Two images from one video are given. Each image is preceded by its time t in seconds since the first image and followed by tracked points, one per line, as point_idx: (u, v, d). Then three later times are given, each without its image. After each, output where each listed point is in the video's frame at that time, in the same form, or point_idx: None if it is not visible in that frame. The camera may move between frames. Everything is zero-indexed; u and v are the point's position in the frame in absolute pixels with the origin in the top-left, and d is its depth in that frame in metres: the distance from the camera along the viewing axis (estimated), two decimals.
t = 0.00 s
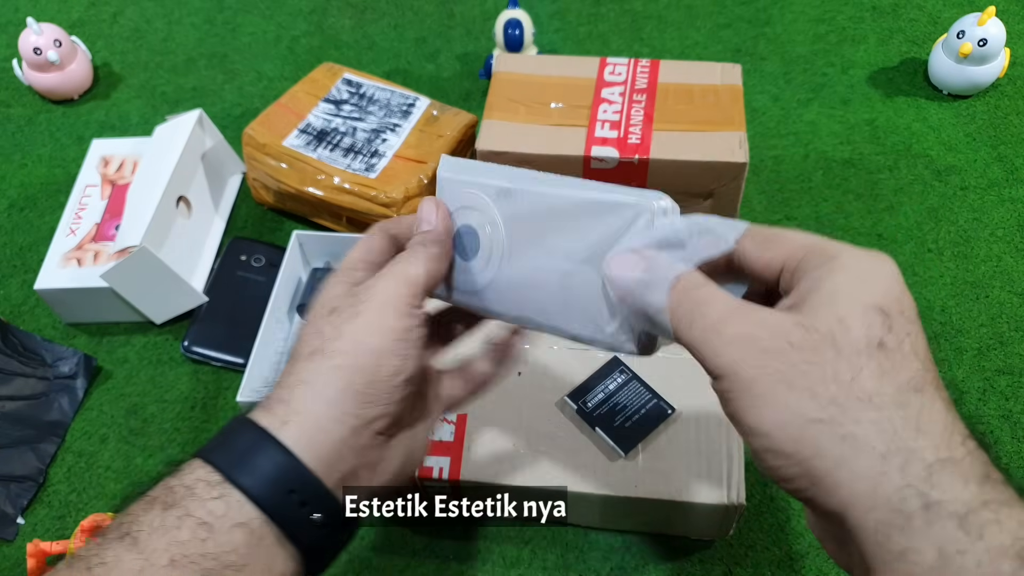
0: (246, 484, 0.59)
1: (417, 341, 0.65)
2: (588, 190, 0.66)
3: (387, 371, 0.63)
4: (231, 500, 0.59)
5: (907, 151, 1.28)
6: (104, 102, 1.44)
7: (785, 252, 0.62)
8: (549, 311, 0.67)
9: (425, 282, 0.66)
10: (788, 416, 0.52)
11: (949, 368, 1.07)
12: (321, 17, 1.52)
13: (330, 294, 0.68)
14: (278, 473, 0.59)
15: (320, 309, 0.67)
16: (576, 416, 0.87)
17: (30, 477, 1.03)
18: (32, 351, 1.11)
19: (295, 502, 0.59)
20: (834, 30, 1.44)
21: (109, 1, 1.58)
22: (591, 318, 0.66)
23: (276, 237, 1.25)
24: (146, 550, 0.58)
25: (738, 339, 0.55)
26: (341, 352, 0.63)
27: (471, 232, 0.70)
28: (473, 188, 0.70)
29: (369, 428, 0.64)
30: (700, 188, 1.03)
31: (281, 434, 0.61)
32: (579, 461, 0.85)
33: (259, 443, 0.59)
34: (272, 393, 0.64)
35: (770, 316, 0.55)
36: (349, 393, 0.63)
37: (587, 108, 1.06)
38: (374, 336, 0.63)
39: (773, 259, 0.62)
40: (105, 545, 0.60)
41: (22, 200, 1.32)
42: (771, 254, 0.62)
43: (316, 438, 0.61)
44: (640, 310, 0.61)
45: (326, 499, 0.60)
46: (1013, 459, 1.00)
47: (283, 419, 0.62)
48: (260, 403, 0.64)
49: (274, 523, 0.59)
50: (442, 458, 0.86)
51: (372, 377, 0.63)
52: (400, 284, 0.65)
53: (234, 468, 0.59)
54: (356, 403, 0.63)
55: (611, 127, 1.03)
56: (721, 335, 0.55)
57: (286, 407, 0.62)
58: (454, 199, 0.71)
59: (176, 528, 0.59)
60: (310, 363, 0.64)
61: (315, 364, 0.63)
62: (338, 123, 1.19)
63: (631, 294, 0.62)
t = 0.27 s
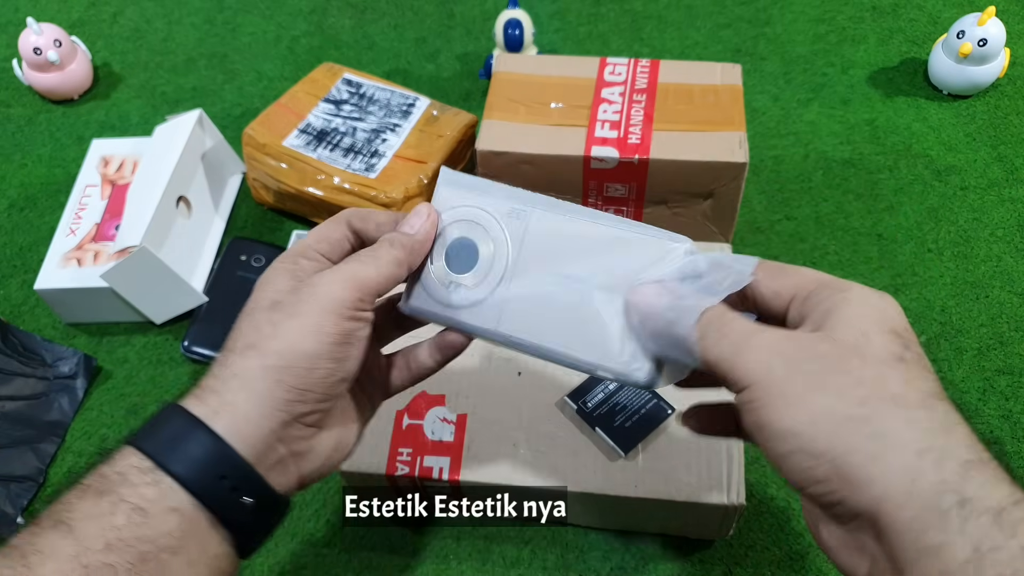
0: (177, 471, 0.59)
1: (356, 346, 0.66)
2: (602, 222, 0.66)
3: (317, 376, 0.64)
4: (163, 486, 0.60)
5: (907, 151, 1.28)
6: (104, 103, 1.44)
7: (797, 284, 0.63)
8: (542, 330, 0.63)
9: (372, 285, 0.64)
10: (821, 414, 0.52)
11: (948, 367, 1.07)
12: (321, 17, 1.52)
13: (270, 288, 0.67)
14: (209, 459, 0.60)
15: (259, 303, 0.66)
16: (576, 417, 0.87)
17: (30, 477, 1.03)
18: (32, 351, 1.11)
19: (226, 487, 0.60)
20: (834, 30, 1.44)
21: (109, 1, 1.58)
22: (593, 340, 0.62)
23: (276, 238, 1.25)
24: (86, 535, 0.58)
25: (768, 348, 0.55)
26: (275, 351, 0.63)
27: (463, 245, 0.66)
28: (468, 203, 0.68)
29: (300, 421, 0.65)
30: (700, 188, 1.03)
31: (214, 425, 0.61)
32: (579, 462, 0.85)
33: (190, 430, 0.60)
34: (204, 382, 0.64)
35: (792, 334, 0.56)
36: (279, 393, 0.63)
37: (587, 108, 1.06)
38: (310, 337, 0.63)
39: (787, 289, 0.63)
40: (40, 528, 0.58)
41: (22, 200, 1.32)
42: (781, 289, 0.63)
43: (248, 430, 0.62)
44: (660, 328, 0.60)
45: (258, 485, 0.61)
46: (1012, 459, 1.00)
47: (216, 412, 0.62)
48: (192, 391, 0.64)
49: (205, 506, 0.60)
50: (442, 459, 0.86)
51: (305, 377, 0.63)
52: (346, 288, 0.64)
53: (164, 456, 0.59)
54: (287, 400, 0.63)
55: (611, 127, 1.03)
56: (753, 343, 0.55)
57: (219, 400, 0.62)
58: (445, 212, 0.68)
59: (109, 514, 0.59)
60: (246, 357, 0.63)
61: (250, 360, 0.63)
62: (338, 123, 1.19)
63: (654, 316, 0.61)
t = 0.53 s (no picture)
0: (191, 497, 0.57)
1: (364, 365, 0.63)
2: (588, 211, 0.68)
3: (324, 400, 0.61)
4: (176, 512, 0.57)
5: (907, 151, 1.28)
6: (104, 103, 1.44)
7: (779, 253, 0.60)
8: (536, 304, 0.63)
9: (375, 312, 0.64)
10: (792, 360, 0.52)
11: (948, 368, 1.07)
12: (321, 17, 1.52)
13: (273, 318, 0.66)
14: (226, 487, 0.57)
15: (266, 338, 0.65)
16: (576, 417, 0.87)
17: (30, 477, 1.03)
18: (32, 351, 1.11)
19: (237, 515, 0.57)
20: (834, 30, 1.44)
21: (109, 1, 1.58)
22: (583, 301, 0.63)
23: (276, 237, 1.25)
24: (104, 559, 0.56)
25: (744, 296, 0.55)
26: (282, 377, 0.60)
27: (460, 247, 0.68)
28: (465, 214, 0.71)
29: (315, 451, 0.62)
30: (700, 188, 1.03)
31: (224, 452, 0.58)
32: (579, 462, 0.85)
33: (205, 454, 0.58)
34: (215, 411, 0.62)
35: (764, 285, 0.56)
36: (290, 420, 0.60)
37: (587, 108, 1.06)
38: (315, 360, 0.61)
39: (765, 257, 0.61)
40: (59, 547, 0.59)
41: (22, 200, 1.32)
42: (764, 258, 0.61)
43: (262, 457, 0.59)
44: (645, 283, 0.62)
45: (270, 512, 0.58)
46: (1012, 459, 1.00)
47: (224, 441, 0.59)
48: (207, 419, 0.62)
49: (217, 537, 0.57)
50: (442, 459, 0.86)
51: (312, 401, 0.60)
52: (348, 312, 0.63)
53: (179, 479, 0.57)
54: (297, 430, 0.60)
55: (611, 127, 1.03)
56: (730, 289, 0.55)
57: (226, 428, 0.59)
58: (443, 226, 0.71)
59: (123, 539, 0.57)
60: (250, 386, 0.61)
61: (256, 388, 0.60)
62: (338, 123, 1.19)
63: (633, 264, 0.63)
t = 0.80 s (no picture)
0: (222, 510, 0.60)
1: (379, 377, 0.66)
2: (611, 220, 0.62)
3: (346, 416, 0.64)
4: (209, 524, 0.60)
5: (907, 151, 1.28)
6: (104, 102, 1.44)
7: (764, 261, 0.65)
8: (530, 309, 0.60)
9: (385, 327, 0.65)
10: (784, 375, 0.54)
11: (948, 368, 1.07)
12: (321, 17, 1.52)
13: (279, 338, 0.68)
14: (256, 499, 0.60)
15: (275, 355, 0.67)
16: (576, 417, 0.87)
17: (30, 477, 1.03)
18: (32, 351, 1.11)
19: (268, 526, 0.60)
20: (834, 30, 1.44)
21: (109, 1, 1.58)
22: (581, 313, 0.59)
23: (276, 237, 1.25)
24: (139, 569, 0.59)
25: (734, 314, 0.57)
26: (304, 396, 0.63)
27: (468, 225, 0.65)
28: (481, 189, 0.66)
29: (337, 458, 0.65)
30: (700, 188, 1.03)
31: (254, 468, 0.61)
32: (579, 462, 0.85)
33: (234, 468, 0.61)
34: (240, 430, 0.65)
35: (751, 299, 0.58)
36: (313, 436, 0.63)
37: (587, 108, 1.06)
38: (333, 376, 0.63)
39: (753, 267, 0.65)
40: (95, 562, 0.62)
41: (22, 200, 1.32)
42: (749, 270, 0.65)
43: (287, 471, 0.62)
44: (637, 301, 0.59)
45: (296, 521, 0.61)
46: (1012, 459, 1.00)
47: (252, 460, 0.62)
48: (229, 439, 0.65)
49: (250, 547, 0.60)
50: (442, 459, 0.86)
51: (332, 418, 0.63)
52: (358, 329, 0.64)
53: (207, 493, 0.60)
54: (319, 443, 0.63)
55: (611, 127, 1.03)
56: (720, 311, 0.57)
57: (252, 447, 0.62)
58: (459, 196, 0.67)
59: (157, 549, 0.60)
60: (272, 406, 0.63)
61: (281, 407, 0.63)
62: (338, 123, 1.19)
63: (628, 301, 0.59)
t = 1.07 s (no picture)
0: (202, 515, 0.60)
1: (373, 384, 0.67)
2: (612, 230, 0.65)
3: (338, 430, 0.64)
4: (191, 528, 0.60)
5: (907, 151, 1.28)
6: (104, 103, 1.44)
7: (789, 285, 0.64)
8: (528, 300, 0.61)
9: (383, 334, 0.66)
10: (838, 386, 0.53)
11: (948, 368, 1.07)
12: (321, 17, 1.52)
13: (275, 329, 0.67)
14: (235, 505, 0.60)
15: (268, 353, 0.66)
16: (576, 416, 0.87)
17: (30, 477, 1.03)
18: (32, 351, 1.11)
19: (251, 535, 0.60)
20: (834, 30, 1.44)
21: (109, 1, 1.58)
22: (584, 317, 0.60)
23: (276, 237, 1.25)
24: None
25: (778, 330, 0.56)
26: (300, 405, 0.62)
27: (470, 226, 0.68)
28: (487, 199, 0.70)
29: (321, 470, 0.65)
30: (700, 188, 1.03)
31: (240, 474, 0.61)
32: (579, 462, 0.85)
33: (214, 473, 0.60)
34: (225, 429, 0.65)
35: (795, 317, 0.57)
36: (301, 445, 0.62)
37: (587, 107, 1.06)
38: (332, 389, 0.63)
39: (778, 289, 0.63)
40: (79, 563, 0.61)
41: (22, 200, 1.32)
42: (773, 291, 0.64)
43: (272, 479, 0.62)
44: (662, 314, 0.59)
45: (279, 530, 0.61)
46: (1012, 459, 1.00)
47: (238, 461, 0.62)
48: (215, 435, 0.65)
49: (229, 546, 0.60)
50: (442, 458, 0.86)
51: (327, 431, 0.63)
52: (357, 337, 0.64)
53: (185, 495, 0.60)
54: (307, 455, 0.63)
55: (611, 127, 1.03)
56: (760, 328, 0.56)
57: (240, 449, 0.62)
58: (459, 204, 0.71)
59: (139, 554, 0.60)
60: (263, 409, 0.63)
61: (273, 411, 0.63)
62: (338, 123, 1.19)
63: (638, 303, 0.59)
